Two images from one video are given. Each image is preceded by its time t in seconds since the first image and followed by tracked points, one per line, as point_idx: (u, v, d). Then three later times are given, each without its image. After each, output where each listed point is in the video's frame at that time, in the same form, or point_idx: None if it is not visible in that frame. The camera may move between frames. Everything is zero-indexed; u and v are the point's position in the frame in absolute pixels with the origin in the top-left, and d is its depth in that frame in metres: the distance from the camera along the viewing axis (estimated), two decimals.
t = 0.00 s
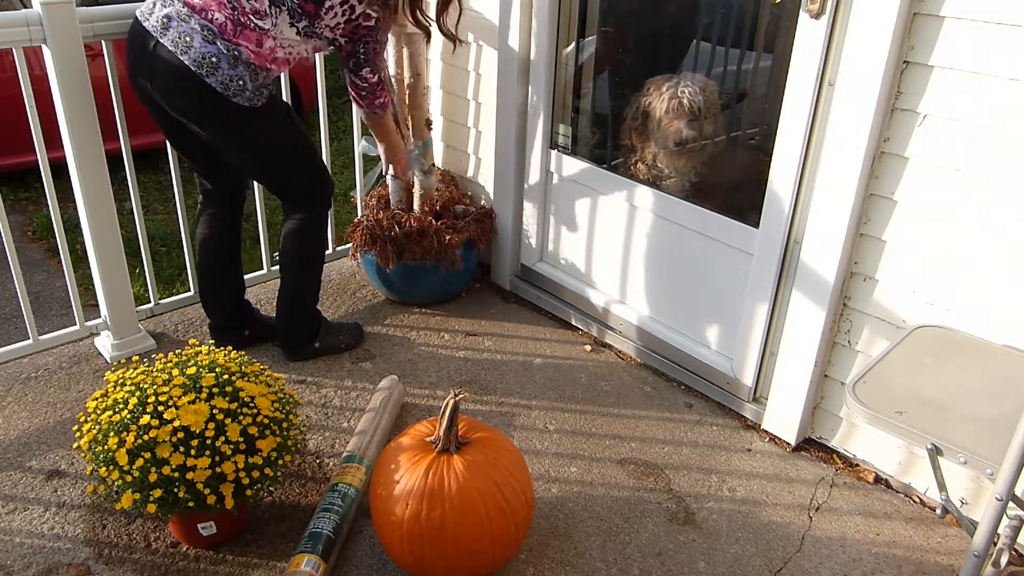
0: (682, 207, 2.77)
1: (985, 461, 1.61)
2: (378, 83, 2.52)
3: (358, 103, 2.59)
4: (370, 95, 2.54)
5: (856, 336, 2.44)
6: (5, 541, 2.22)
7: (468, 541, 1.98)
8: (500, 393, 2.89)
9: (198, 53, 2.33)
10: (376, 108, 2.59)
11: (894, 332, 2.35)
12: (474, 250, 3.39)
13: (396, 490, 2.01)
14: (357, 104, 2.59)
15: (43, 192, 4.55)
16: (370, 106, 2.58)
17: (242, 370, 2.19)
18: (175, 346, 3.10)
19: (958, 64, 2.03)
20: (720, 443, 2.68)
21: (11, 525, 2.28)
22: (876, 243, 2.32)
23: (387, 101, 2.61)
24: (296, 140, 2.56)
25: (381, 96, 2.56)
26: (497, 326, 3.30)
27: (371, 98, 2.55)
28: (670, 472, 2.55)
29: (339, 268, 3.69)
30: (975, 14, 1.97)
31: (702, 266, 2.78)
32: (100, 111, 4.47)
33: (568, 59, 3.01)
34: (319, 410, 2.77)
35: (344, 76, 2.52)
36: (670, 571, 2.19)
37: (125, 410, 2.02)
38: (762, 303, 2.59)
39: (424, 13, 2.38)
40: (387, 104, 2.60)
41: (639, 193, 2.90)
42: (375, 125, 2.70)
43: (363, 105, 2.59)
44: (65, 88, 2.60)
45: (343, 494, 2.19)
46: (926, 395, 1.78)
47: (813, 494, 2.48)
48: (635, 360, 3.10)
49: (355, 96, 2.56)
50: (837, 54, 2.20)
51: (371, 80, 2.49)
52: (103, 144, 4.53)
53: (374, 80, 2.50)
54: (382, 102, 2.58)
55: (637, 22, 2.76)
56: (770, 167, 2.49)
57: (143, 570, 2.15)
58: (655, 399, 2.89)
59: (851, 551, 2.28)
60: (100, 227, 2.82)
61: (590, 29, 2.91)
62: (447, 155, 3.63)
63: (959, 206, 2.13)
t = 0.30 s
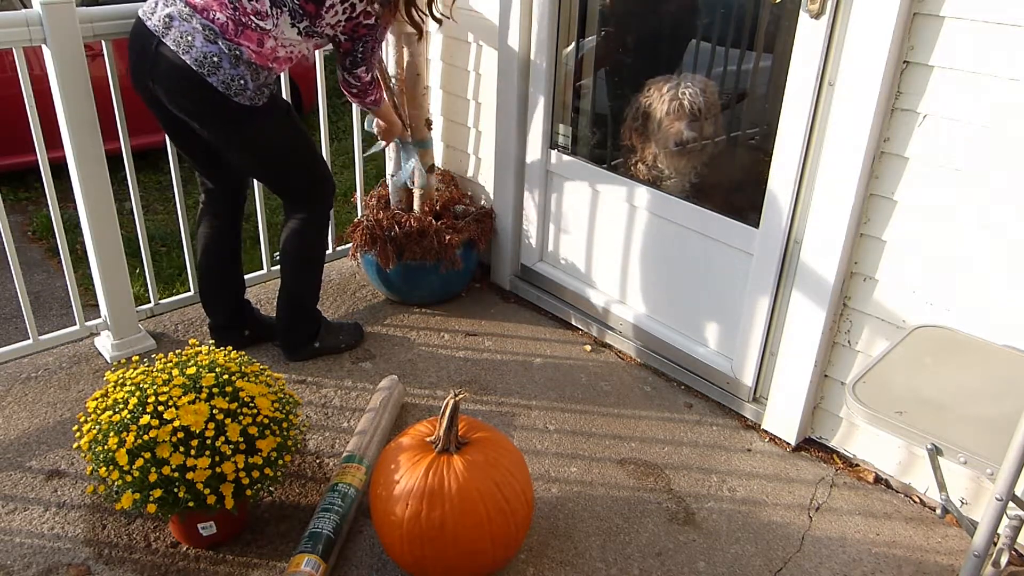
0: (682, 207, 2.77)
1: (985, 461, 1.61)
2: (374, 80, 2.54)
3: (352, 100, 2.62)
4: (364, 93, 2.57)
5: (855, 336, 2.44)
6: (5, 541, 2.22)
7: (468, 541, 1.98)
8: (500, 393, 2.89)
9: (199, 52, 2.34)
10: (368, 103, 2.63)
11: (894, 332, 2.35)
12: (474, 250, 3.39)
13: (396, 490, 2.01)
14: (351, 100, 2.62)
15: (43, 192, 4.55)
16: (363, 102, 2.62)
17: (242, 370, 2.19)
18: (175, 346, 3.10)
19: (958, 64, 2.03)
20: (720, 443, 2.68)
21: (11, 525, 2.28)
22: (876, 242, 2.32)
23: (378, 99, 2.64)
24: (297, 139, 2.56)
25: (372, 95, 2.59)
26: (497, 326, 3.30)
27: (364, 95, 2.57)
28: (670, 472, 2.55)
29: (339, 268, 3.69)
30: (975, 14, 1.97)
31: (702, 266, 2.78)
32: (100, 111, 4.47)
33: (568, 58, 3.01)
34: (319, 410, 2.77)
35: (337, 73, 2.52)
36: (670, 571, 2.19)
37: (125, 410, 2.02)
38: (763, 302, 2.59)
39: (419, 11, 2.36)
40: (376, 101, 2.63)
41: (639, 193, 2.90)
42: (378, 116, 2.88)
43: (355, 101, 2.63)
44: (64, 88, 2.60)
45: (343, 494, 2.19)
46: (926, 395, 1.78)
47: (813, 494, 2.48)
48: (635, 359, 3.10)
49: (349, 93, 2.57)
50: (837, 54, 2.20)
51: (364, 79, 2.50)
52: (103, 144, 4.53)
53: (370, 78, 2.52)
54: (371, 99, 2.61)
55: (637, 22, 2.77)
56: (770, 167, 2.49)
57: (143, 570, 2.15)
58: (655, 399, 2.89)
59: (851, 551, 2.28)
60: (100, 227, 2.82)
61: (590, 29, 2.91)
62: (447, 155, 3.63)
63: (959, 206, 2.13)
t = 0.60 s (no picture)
0: (682, 207, 2.77)
1: (986, 461, 1.61)
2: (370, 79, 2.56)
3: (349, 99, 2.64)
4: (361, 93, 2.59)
5: (856, 336, 2.44)
6: (5, 541, 2.22)
7: (468, 541, 1.98)
8: (500, 393, 2.89)
9: (199, 52, 2.33)
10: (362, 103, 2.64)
11: (894, 332, 2.35)
12: (474, 250, 3.39)
13: (396, 490, 2.01)
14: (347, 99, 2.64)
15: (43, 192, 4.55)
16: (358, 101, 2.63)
17: (242, 370, 2.19)
18: (175, 346, 3.10)
19: (958, 64, 2.03)
20: (720, 443, 2.68)
21: (11, 525, 2.28)
22: (876, 242, 2.32)
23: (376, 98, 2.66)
24: (297, 139, 2.56)
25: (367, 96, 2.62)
26: (497, 326, 3.30)
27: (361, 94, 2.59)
28: (669, 472, 2.55)
29: (339, 268, 3.69)
30: (975, 14, 1.97)
31: (702, 266, 2.78)
32: (100, 111, 4.47)
33: (568, 58, 3.01)
34: (319, 410, 2.77)
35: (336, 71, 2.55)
36: (670, 571, 2.19)
37: (125, 410, 2.01)
38: (762, 302, 2.59)
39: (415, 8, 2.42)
40: (375, 101, 2.65)
41: (639, 193, 2.90)
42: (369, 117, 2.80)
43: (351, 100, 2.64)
44: (64, 88, 2.60)
45: (343, 494, 2.19)
46: (926, 395, 1.78)
47: (813, 494, 2.48)
48: (635, 359, 3.10)
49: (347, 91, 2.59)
50: (837, 54, 2.20)
51: (362, 77, 2.54)
52: (103, 144, 4.53)
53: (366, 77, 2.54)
54: (370, 98, 2.63)
55: (637, 22, 2.77)
56: (770, 167, 2.49)
57: (143, 570, 2.15)
58: (655, 399, 2.89)
59: (851, 551, 2.28)
60: (100, 227, 2.82)
61: (590, 29, 2.91)
62: (447, 155, 3.63)
63: (959, 206, 2.13)
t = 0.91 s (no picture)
0: (682, 207, 2.77)
1: (985, 461, 1.61)
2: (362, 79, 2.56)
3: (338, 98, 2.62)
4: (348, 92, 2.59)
5: (856, 336, 2.44)
6: (5, 541, 2.22)
7: (468, 541, 1.98)
8: (500, 393, 2.89)
9: (201, 48, 2.33)
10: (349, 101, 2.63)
11: (894, 332, 2.35)
12: (474, 250, 3.39)
13: (396, 491, 2.01)
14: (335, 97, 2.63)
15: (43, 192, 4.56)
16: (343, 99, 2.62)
17: (242, 370, 2.19)
18: (175, 346, 3.10)
19: (958, 64, 2.03)
20: (720, 443, 2.68)
21: (11, 525, 2.28)
22: (876, 242, 2.32)
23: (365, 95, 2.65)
24: (297, 138, 2.56)
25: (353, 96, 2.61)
26: (497, 326, 3.30)
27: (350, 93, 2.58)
28: (669, 472, 2.55)
29: (339, 268, 3.69)
30: (976, 14, 1.97)
31: (702, 266, 2.78)
32: (100, 111, 4.47)
33: (568, 59, 3.01)
34: (319, 410, 2.77)
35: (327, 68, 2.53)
36: (670, 571, 2.19)
37: (125, 410, 2.02)
38: (762, 303, 2.59)
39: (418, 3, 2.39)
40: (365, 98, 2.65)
41: (639, 193, 2.90)
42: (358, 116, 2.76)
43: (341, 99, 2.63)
44: (64, 88, 2.59)
45: (343, 494, 2.19)
46: (926, 395, 1.78)
47: (813, 494, 2.48)
48: (635, 359, 3.10)
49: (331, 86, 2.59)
50: (837, 54, 2.20)
51: (354, 75, 2.52)
52: (103, 144, 4.53)
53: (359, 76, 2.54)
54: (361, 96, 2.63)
55: (637, 22, 2.77)
56: (770, 167, 2.49)
57: (143, 570, 2.15)
58: (655, 399, 2.89)
59: (851, 551, 2.28)
60: (100, 228, 2.82)
61: (590, 29, 2.91)
62: (447, 155, 3.63)
63: (959, 206, 2.13)
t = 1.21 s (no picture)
0: (682, 207, 2.77)
1: (985, 461, 1.61)
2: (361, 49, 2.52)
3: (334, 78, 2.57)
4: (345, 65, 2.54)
5: (855, 336, 2.44)
6: (5, 541, 2.22)
7: (469, 541, 1.98)
8: (500, 393, 2.89)
9: (214, 37, 2.33)
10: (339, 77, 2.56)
11: (894, 332, 2.35)
12: (474, 250, 3.39)
13: (396, 490, 2.01)
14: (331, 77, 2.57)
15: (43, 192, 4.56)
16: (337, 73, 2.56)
17: (242, 370, 2.19)
18: (175, 346, 3.10)
19: (958, 64, 2.03)
20: (720, 443, 2.68)
21: (11, 525, 2.28)
22: (876, 243, 2.32)
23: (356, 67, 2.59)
24: (306, 132, 2.57)
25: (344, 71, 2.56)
26: (497, 325, 3.30)
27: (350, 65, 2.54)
28: (670, 472, 2.55)
29: (339, 268, 3.69)
30: (976, 14, 1.97)
31: (702, 266, 2.78)
32: (100, 111, 4.47)
33: (568, 59, 3.02)
34: (319, 410, 2.77)
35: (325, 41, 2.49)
36: (670, 571, 2.19)
37: (125, 410, 2.02)
38: (763, 302, 2.59)
39: None
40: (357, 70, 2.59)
41: (639, 193, 2.90)
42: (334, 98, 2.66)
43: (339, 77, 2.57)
44: (64, 88, 2.59)
45: (343, 494, 2.19)
46: (927, 395, 1.78)
47: (813, 494, 2.48)
48: (635, 359, 3.10)
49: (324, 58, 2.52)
50: (837, 54, 2.20)
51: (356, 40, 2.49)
52: (103, 144, 4.53)
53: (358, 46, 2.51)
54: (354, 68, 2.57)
55: (637, 22, 2.77)
56: (770, 167, 2.49)
57: (143, 570, 2.15)
58: (655, 399, 2.89)
59: (851, 551, 2.28)
60: (100, 228, 2.82)
61: (590, 29, 2.91)
62: (447, 155, 3.63)
63: (959, 206, 2.13)
